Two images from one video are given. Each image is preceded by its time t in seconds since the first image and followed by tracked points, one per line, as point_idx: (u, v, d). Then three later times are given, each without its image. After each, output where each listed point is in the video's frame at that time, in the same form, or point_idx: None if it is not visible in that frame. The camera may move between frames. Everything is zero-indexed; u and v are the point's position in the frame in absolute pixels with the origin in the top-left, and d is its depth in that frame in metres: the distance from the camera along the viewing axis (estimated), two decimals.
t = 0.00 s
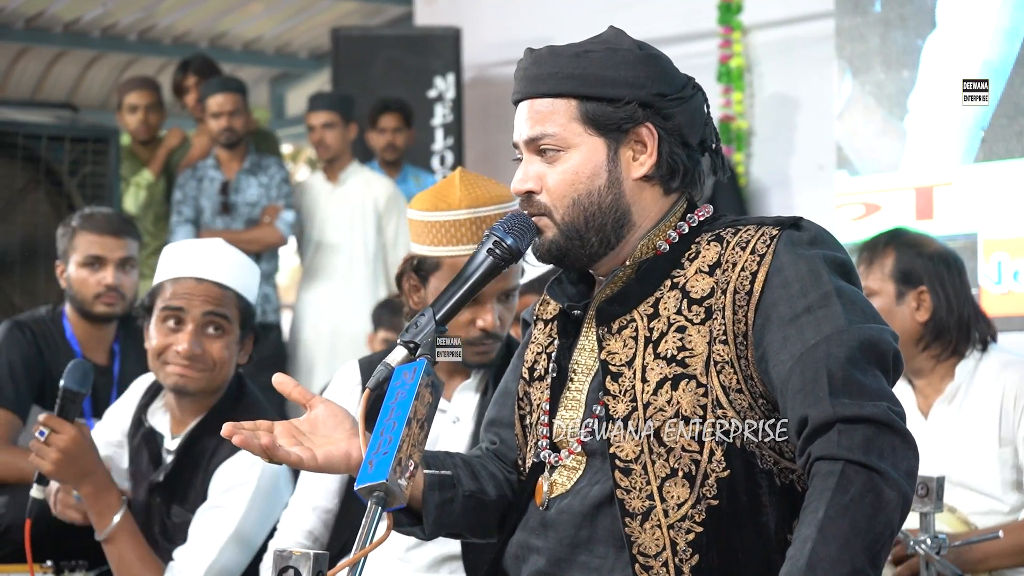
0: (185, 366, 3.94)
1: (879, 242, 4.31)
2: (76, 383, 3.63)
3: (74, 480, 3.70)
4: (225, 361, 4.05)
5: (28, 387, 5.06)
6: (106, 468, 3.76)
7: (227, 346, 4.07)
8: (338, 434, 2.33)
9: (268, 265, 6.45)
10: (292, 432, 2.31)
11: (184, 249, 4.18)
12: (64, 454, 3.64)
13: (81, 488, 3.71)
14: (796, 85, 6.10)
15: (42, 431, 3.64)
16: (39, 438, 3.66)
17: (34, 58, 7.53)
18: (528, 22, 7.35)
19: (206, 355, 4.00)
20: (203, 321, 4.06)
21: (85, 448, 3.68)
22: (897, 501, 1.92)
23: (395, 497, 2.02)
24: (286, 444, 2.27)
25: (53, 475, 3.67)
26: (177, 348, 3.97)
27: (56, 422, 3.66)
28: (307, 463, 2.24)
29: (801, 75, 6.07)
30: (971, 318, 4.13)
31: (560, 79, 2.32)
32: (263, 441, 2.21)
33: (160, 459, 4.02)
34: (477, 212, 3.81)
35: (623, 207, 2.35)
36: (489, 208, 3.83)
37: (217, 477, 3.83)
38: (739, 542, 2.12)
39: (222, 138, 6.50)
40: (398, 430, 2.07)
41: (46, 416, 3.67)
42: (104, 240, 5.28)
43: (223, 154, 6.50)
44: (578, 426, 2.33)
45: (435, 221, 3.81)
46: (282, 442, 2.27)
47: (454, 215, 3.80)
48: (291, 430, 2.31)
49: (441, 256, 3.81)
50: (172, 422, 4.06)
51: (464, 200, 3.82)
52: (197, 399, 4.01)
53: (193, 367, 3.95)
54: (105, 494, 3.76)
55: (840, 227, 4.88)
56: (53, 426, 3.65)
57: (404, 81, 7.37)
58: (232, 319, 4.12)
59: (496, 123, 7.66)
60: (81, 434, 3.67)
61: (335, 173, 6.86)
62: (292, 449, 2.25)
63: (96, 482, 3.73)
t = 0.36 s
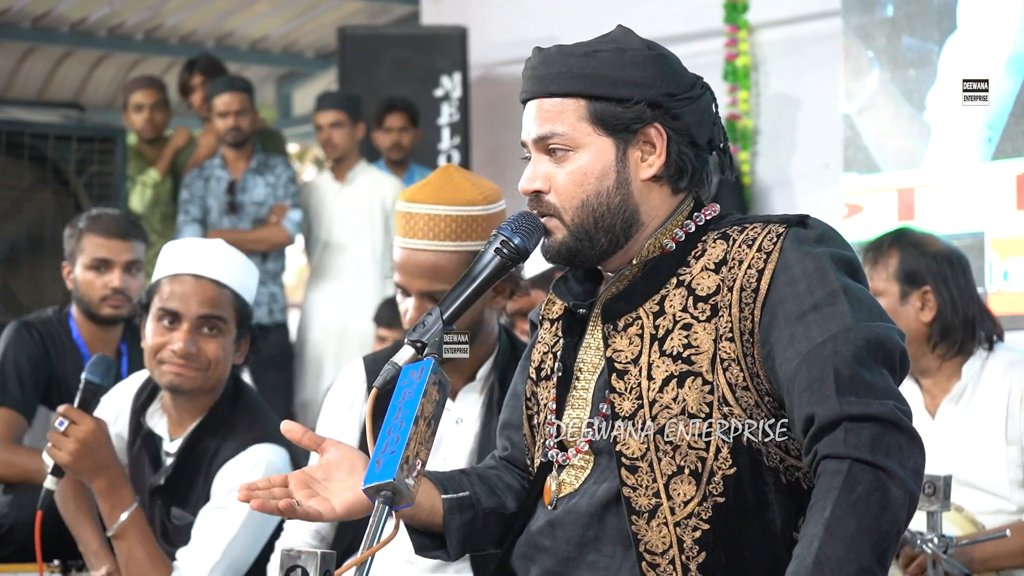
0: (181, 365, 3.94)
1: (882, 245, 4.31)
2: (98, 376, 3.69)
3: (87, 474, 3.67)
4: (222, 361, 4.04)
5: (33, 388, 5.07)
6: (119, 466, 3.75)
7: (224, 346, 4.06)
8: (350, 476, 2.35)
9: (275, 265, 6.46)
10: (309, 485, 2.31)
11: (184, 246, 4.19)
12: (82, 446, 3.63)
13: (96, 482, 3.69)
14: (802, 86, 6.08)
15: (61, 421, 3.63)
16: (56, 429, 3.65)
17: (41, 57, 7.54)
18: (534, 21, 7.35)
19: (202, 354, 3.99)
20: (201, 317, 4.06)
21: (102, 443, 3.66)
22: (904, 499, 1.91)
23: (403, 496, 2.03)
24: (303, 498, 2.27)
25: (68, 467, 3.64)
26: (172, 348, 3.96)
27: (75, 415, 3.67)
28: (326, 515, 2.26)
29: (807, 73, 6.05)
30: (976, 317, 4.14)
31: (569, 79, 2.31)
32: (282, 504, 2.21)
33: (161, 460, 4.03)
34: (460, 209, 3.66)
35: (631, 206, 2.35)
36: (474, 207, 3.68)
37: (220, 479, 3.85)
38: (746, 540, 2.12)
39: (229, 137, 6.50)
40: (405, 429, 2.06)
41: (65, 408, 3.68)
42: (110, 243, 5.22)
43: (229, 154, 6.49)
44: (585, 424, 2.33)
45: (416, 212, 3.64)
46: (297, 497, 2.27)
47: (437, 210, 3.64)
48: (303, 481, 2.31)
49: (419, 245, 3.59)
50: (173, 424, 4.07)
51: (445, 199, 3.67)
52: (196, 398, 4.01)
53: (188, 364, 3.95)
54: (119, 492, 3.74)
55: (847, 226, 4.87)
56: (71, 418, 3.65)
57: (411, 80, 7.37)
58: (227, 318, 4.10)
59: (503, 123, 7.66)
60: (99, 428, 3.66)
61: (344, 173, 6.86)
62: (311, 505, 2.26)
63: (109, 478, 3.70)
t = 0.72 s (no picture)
0: (193, 361, 3.96)
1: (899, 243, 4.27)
2: (114, 373, 3.80)
3: (103, 471, 3.73)
4: (233, 358, 4.05)
5: (48, 386, 5.10)
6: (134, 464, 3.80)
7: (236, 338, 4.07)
8: (325, 424, 2.31)
9: (292, 264, 6.48)
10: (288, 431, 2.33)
11: (191, 241, 4.21)
12: (98, 443, 3.67)
13: (110, 480, 3.74)
14: (819, 83, 6.06)
15: (78, 419, 3.68)
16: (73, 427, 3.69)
17: (58, 57, 7.57)
18: (551, 20, 7.34)
19: (211, 349, 4.00)
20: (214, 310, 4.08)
21: (118, 439, 3.71)
22: (919, 495, 1.90)
23: (422, 494, 2.04)
24: (272, 446, 2.32)
25: (85, 464, 3.68)
26: (183, 344, 3.99)
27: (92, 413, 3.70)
28: (289, 466, 2.29)
29: (825, 71, 6.03)
30: (993, 314, 4.10)
31: (588, 76, 2.30)
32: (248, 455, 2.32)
33: (176, 458, 4.04)
34: (425, 200, 3.68)
35: (650, 203, 2.34)
36: (439, 196, 3.70)
37: (234, 478, 3.86)
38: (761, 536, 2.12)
39: (246, 137, 6.48)
40: (424, 426, 2.08)
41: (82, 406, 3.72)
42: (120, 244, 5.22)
43: (247, 153, 6.49)
44: (599, 420, 2.32)
45: (382, 207, 3.68)
46: (268, 444, 2.32)
47: (403, 201, 3.66)
48: (280, 423, 2.33)
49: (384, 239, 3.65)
50: (188, 422, 4.09)
51: (411, 189, 3.70)
52: (210, 394, 4.03)
53: (201, 361, 3.97)
54: (133, 491, 3.79)
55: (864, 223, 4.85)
56: (88, 415, 3.69)
57: (428, 79, 7.38)
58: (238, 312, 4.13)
59: (520, 121, 7.67)
60: (115, 425, 3.70)
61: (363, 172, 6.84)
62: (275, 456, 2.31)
63: (125, 474, 3.76)
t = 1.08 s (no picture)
0: (208, 353, 3.98)
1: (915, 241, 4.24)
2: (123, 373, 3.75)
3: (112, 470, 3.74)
4: (249, 349, 4.07)
5: (64, 386, 5.12)
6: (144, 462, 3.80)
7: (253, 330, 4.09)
8: (319, 216, 2.47)
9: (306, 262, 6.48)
10: (280, 189, 2.49)
11: (212, 236, 4.23)
12: (105, 443, 3.69)
13: (123, 479, 3.76)
14: (834, 82, 6.04)
15: (84, 420, 3.69)
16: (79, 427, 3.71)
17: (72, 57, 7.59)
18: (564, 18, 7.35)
19: (226, 342, 4.02)
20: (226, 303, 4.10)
21: (125, 438, 3.72)
22: (930, 493, 1.89)
23: (435, 493, 2.04)
24: (264, 196, 2.47)
25: (94, 463, 3.71)
26: (197, 336, 4.01)
27: (97, 412, 3.72)
28: (262, 220, 2.44)
29: (838, 70, 6.01)
30: (1008, 312, 4.12)
31: (599, 74, 2.29)
32: (234, 178, 2.45)
33: (195, 452, 4.08)
34: (409, 191, 3.85)
35: (662, 201, 2.33)
36: (408, 187, 3.85)
37: (261, 467, 3.86)
38: (772, 535, 2.11)
39: (261, 136, 6.53)
40: (438, 426, 2.08)
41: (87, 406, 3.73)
42: (136, 243, 5.24)
43: (262, 152, 6.51)
44: (610, 419, 2.32)
45: (370, 200, 3.82)
46: (263, 188, 2.47)
47: (373, 195, 3.83)
48: (285, 184, 2.49)
49: (378, 230, 3.77)
50: (206, 417, 4.11)
51: (395, 181, 3.85)
52: (227, 387, 4.04)
53: (215, 354, 3.99)
54: (145, 488, 3.80)
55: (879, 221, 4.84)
56: (93, 415, 3.70)
57: (441, 78, 7.39)
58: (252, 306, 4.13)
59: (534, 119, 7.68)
60: (123, 424, 3.72)
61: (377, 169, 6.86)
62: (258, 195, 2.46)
63: (134, 473, 3.77)
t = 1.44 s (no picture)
0: (198, 362, 3.99)
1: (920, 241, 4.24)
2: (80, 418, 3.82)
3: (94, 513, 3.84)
4: (241, 355, 4.08)
5: (63, 386, 5.11)
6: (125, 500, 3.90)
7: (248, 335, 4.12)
8: (320, 151, 2.49)
9: (308, 262, 6.48)
10: (288, 121, 2.51)
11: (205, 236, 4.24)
12: (78, 486, 3.81)
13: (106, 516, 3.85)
14: (836, 81, 6.03)
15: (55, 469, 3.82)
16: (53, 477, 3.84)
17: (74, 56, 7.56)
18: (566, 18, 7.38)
19: (215, 351, 4.03)
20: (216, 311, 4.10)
21: (97, 479, 3.84)
22: (932, 492, 1.89)
23: (436, 493, 2.04)
24: (270, 123, 2.49)
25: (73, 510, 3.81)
26: (188, 345, 4.02)
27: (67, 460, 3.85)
28: (261, 147, 2.45)
29: (839, 68, 6.02)
30: (1010, 311, 4.18)
31: (598, 73, 2.29)
32: (239, 101, 2.48)
33: (191, 456, 4.09)
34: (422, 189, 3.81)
35: (661, 200, 2.33)
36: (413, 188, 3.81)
37: (262, 471, 3.85)
38: (773, 535, 2.11)
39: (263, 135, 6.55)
40: (439, 425, 2.08)
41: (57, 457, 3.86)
42: (155, 246, 5.35)
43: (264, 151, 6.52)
44: (611, 419, 2.32)
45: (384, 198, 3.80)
46: (269, 116, 2.50)
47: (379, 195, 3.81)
48: (291, 115, 2.52)
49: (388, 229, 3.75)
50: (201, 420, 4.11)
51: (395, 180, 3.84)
52: (222, 394, 4.05)
53: (206, 363, 4.01)
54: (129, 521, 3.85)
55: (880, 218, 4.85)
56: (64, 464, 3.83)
57: (444, 77, 7.40)
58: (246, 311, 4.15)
59: (536, 117, 7.69)
60: (92, 467, 3.84)
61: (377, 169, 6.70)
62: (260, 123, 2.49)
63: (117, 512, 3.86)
